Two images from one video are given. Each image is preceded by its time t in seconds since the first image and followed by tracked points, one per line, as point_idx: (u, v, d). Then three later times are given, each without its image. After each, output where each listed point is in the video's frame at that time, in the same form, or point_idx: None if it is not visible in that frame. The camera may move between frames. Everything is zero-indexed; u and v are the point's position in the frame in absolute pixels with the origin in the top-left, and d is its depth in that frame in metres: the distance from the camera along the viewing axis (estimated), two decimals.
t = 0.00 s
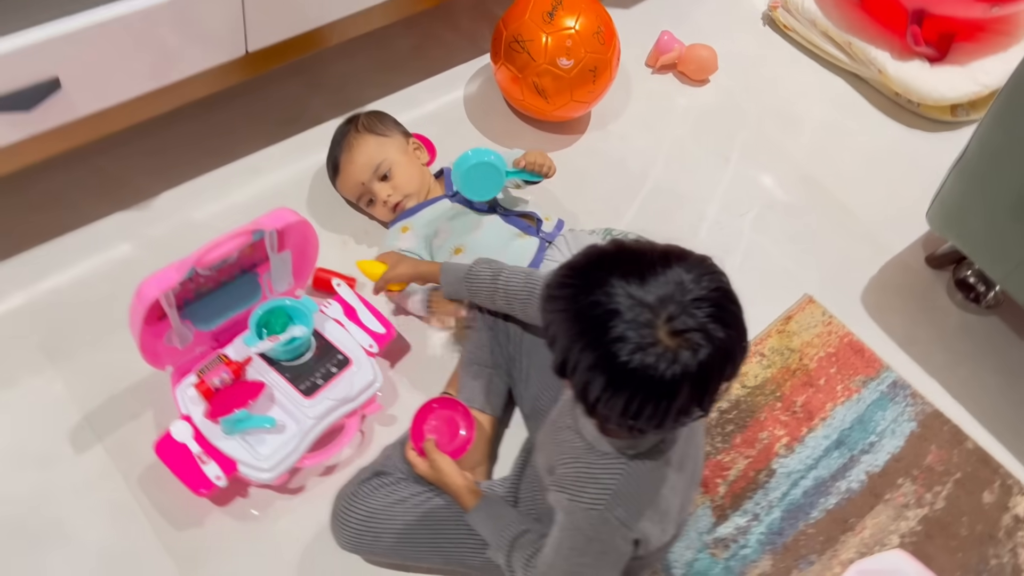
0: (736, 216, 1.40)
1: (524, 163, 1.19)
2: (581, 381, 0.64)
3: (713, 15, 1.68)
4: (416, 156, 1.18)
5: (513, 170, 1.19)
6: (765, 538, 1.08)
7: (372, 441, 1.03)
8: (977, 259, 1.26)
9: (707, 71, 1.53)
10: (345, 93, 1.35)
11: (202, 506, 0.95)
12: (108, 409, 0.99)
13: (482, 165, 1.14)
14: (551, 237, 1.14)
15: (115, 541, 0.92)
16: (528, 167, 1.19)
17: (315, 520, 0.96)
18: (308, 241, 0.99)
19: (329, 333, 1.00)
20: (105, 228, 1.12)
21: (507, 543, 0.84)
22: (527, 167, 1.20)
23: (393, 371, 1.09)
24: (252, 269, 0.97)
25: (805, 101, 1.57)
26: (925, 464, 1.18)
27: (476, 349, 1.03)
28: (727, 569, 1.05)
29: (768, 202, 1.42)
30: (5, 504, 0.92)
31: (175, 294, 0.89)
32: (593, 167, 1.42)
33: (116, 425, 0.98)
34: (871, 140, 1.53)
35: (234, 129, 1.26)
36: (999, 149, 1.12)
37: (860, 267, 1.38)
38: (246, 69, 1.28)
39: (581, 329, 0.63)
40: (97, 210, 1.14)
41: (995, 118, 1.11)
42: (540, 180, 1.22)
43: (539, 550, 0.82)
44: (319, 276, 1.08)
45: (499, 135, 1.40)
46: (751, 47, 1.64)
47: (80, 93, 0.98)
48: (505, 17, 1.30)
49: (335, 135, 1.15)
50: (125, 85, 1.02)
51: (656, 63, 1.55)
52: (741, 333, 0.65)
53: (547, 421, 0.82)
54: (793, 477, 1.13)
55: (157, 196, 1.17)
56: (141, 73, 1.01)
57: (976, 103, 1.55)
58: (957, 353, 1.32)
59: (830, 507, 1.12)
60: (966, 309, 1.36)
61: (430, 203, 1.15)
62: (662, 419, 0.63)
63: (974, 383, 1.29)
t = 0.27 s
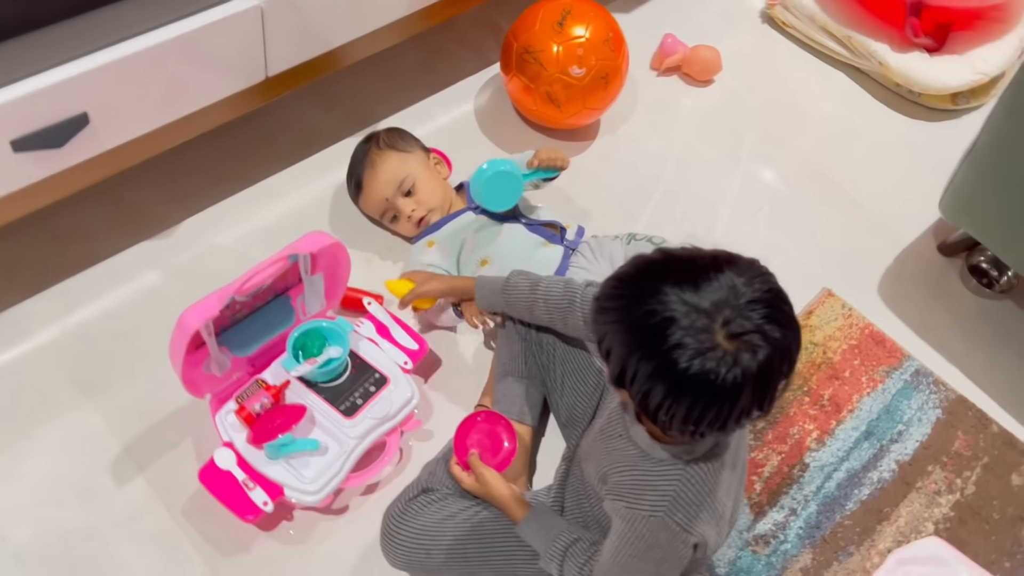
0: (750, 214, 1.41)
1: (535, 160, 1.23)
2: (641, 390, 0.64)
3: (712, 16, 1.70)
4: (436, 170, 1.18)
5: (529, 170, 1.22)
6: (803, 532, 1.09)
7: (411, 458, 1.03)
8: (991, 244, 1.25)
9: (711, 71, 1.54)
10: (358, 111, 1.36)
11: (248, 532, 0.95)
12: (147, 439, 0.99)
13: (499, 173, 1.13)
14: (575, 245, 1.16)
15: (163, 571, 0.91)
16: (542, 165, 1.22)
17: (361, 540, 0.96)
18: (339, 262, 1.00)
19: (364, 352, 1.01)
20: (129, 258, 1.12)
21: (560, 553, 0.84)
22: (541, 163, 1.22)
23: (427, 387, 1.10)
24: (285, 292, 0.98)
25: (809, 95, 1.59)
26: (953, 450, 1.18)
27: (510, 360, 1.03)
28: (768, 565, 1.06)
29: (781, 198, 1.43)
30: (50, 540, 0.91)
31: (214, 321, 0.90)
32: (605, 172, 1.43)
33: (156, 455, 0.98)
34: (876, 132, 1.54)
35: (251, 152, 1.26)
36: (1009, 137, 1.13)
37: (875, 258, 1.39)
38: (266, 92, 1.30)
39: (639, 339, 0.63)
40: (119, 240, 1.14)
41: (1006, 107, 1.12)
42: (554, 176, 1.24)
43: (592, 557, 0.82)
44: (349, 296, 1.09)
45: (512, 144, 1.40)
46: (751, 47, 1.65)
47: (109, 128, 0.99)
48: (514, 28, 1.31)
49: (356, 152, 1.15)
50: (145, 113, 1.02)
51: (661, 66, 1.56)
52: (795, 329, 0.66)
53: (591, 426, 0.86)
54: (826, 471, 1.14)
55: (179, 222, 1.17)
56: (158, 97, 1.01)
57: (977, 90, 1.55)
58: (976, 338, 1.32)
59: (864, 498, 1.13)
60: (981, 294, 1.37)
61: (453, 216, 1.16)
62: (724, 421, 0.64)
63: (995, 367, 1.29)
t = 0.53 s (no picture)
0: (752, 206, 1.41)
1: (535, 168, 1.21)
2: (676, 390, 0.65)
3: (702, 10, 1.70)
4: (447, 175, 1.19)
5: (528, 182, 1.21)
6: (824, 520, 1.10)
7: (434, 466, 1.04)
8: (992, 227, 1.23)
9: (705, 66, 1.54)
10: (360, 121, 1.37)
11: (277, 547, 0.96)
12: (171, 459, 0.99)
13: (500, 188, 1.12)
14: (583, 246, 1.15)
15: None
16: (542, 175, 1.20)
17: (391, 550, 0.97)
18: (355, 275, 1.00)
19: (384, 362, 1.02)
20: (140, 278, 1.12)
21: (591, 553, 0.85)
22: (540, 173, 1.21)
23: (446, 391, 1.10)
24: (303, 306, 0.98)
25: (803, 85, 1.60)
26: (964, 431, 1.19)
27: (528, 362, 1.03)
28: (792, 554, 1.07)
29: (781, 189, 1.44)
30: (78, 565, 0.92)
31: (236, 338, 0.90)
32: (605, 172, 1.43)
33: (180, 475, 0.98)
34: (870, 120, 1.55)
35: (256, 167, 1.27)
36: (1009, 117, 1.11)
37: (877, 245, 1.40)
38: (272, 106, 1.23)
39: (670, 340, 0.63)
40: (128, 260, 1.14)
41: (1007, 85, 1.10)
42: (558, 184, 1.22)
43: (625, 556, 0.83)
44: (364, 306, 1.10)
45: (512, 146, 1.40)
46: (743, 39, 1.66)
47: (119, 151, 1.00)
48: (512, 32, 1.31)
49: (367, 155, 1.15)
50: (143, 136, 1.02)
51: (655, 62, 1.57)
52: (823, 317, 0.66)
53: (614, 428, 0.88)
54: (842, 458, 1.15)
55: (186, 240, 1.17)
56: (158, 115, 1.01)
57: (967, 74, 1.56)
58: (979, 320, 1.33)
59: (880, 483, 1.14)
60: (982, 276, 1.37)
61: (461, 220, 1.15)
62: (759, 414, 0.64)
63: (1000, 348, 1.30)
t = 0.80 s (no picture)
0: (747, 193, 1.37)
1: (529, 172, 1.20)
2: (709, 380, 0.65)
3: None
4: (448, 172, 1.19)
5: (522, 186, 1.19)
6: (831, 500, 1.09)
7: (443, 461, 1.05)
8: (984, 206, 1.21)
9: (694, 54, 1.51)
10: (354, 119, 1.38)
11: (292, 549, 0.98)
12: (180, 465, 1.02)
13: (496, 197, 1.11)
14: (583, 239, 1.16)
15: None
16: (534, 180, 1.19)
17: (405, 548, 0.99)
18: (358, 274, 1.00)
19: (390, 360, 1.02)
20: (141, 285, 1.14)
21: (607, 541, 0.85)
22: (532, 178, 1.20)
23: (452, 391, 1.11)
24: (306, 307, 0.98)
25: (791, 72, 1.55)
26: (964, 408, 1.17)
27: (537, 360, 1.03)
28: (801, 534, 1.07)
29: (774, 175, 1.40)
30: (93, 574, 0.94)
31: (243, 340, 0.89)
32: (600, 164, 1.39)
33: (191, 480, 1.01)
34: (856, 102, 1.51)
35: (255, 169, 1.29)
36: (1001, 90, 1.09)
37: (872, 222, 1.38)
38: (269, 108, 1.23)
39: (697, 332, 0.63)
40: (129, 268, 1.17)
41: (1000, 59, 1.08)
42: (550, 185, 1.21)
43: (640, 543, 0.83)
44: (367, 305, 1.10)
45: (505, 141, 1.39)
46: (730, 26, 1.61)
47: (119, 157, 1.00)
48: (504, 24, 1.31)
49: (367, 150, 1.15)
50: (140, 143, 1.01)
51: (645, 51, 1.53)
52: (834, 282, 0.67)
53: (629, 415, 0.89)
54: (846, 438, 1.14)
55: (185, 246, 1.20)
56: (150, 124, 1.01)
57: (953, 56, 1.53)
58: (973, 298, 1.30)
59: (885, 462, 1.13)
60: (974, 254, 1.34)
61: (457, 219, 1.15)
62: (794, 388, 0.65)
63: (996, 325, 1.28)
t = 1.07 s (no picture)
0: (735, 176, 1.37)
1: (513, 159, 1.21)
2: (734, 360, 0.65)
3: None
4: (439, 159, 1.19)
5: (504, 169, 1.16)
6: (825, 478, 1.09)
7: (441, 450, 1.06)
8: (969, 184, 1.22)
9: (679, 37, 1.50)
10: (342, 107, 1.38)
11: (293, 541, 0.99)
12: (178, 459, 1.03)
13: (477, 175, 1.09)
14: (574, 225, 1.16)
15: None
16: (516, 164, 1.21)
17: (404, 535, 1.00)
18: (351, 264, 1.00)
19: (386, 349, 1.02)
20: (132, 279, 1.16)
21: (608, 523, 0.87)
22: (515, 161, 1.21)
23: (448, 379, 1.12)
24: (300, 299, 0.97)
25: (774, 54, 1.54)
26: (953, 383, 1.17)
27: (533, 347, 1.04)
28: (797, 513, 1.06)
29: (762, 157, 1.40)
30: (94, 570, 0.95)
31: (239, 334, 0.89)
32: (588, 149, 1.39)
33: (188, 476, 1.02)
34: (841, 82, 1.51)
35: (243, 160, 1.30)
36: (983, 71, 1.10)
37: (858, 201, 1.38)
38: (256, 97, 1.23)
39: (719, 314, 0.63)
40: (119, 264, 1.18)
41: (982, 40, 1.08)
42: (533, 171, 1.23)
43: (643, 523, 0.86)
44: (361, 295, 1.09)
45: (494, 129, 1.39)
46: (715, 9, 1.60)
47: (106, 151, 1.01)
48: (489, 11, 1.30)
49: (357, 137, 1.14)
50: (123, 138, 1.02)
51: (630, 36, 1.53)
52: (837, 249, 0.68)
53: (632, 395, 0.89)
54: (839, 416, 1.14)
55: (174, 240, 1.20)
56: (135, 119, 1.01)
57: (935, 34, 1.53)
58: (957, 275, 1.30)
59: (877, 439, 1.12)
60: (958, 232, 1.35)
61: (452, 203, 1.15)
62: (817, 359, 0.66)
63: (980, 302, 1.28)
